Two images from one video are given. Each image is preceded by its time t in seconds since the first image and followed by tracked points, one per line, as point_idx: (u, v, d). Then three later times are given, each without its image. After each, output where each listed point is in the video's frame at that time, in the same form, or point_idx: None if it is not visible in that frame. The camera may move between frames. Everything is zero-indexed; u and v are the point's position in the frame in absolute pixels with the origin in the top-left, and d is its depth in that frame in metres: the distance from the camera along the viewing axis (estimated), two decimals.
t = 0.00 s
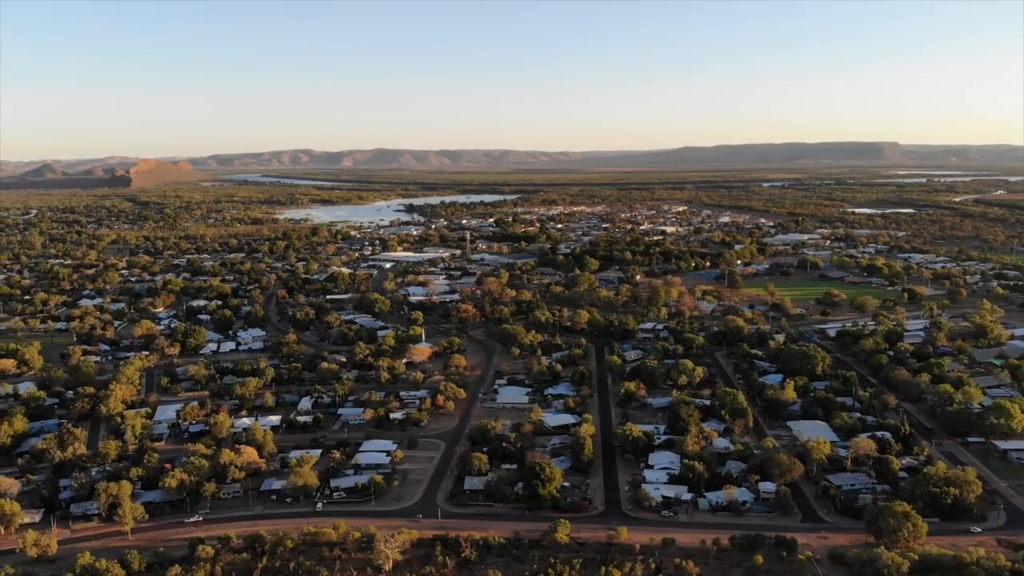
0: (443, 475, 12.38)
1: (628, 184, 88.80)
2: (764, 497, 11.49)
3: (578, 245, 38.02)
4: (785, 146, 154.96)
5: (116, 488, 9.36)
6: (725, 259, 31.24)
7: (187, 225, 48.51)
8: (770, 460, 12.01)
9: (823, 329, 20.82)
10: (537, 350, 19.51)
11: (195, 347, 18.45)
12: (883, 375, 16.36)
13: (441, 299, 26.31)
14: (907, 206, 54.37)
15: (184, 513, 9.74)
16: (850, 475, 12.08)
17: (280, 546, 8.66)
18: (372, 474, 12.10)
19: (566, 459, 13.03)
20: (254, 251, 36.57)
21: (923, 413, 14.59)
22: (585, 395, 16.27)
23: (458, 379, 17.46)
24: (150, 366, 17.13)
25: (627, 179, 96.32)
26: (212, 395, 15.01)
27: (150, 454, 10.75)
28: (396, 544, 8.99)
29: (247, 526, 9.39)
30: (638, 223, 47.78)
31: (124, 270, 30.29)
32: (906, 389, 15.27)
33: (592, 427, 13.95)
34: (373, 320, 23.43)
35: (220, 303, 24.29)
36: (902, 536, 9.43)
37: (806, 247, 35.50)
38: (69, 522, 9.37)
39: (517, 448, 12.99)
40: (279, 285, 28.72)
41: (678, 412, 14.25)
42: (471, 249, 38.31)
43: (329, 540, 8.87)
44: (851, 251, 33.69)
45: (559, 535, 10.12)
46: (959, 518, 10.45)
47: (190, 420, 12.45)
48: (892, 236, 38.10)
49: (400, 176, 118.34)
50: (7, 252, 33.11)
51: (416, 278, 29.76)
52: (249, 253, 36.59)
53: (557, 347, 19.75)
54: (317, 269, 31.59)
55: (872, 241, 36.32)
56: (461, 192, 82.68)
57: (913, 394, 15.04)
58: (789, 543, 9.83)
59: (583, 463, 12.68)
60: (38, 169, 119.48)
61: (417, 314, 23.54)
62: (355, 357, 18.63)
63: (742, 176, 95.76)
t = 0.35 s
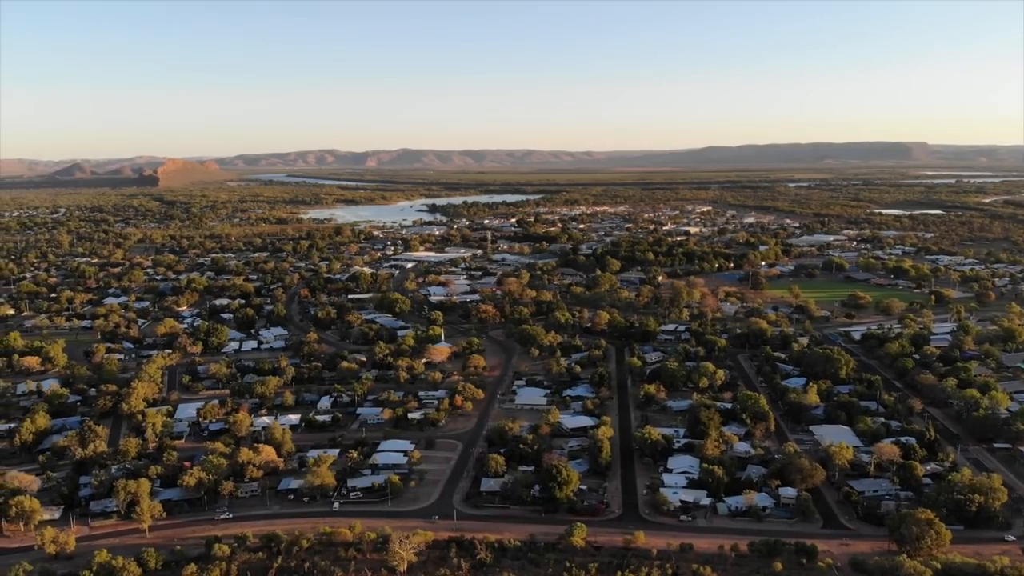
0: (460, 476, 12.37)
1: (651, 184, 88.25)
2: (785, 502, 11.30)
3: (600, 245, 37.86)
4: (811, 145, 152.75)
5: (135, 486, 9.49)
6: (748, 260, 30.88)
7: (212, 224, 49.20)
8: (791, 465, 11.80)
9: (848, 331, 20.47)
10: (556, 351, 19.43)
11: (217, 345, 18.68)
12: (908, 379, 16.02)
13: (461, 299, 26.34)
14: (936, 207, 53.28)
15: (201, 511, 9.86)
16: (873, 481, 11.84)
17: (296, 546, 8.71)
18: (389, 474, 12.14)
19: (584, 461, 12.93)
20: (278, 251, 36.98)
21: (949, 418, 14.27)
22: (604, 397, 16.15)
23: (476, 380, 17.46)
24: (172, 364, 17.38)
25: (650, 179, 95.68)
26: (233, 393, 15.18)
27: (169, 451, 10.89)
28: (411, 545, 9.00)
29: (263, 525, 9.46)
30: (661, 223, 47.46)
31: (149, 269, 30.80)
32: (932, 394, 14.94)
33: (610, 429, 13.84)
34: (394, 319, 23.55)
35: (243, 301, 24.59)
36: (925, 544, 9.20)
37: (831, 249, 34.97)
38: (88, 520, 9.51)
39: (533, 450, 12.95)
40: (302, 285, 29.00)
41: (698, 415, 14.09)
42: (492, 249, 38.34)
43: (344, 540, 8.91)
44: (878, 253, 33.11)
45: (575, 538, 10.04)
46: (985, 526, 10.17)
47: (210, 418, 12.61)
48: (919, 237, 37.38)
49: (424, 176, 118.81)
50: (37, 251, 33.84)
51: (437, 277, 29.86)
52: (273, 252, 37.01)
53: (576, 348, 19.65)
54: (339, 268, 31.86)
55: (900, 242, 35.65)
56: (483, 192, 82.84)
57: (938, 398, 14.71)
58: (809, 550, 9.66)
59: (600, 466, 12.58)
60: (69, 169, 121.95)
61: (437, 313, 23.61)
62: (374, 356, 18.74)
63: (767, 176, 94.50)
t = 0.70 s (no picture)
0: (476, 476, 12.37)
1: (673, 184, 87.64)
2: (804, 507, 11.13)
3: (620, 245, 37.66)
4: (835, 144, 150.57)
5: (152, 484, 9.60)
6: (771, 261, 30.52)
7: (235, 223, 49.78)
8: (811, 470, 11.61)
9: (870, 333, 20.13)
10: (574, 352, 19.35)
11: (237, 344, 18.87)
12: (932, 382, 15.72)
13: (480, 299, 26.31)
14: (964, 208, 52.23)
15: (217, 509, 9.96)
16: (894, 486, 11.62)
17: (310, 546, 8.76)
18: (405, 474, 12.17)
19: (600, 464, 12.84)
20: (299, 250, 37.31)
21: (973, 422, 13.97)
22: (622, 399, 16.03)
23: (493, 380, 17.44)
24: (193, 362, 17.61)
25: (671, 179, 95.05)
26: (252, 392, 15.34)
27: (187, 450, 11.02)
28: (425, 546, 9.01)
29: (279, 524, 9.54)
30: (683, 223, 47.08)
31: (172, 267, 31.23)
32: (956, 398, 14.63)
33: (627, 431, 13.73)
34: (412, 319, 23.62)
35: (264, 300, 24.83)
36: (946, 551, 9.01)
37: (855, 249, 34.44)
38: (106, 516, 9.64)
39: (549, 451, 12.89)
40: (322, 284, 29.21)
41: (717, 417, 13.92)
42: (512, 249, 38.33)
43: (358, 541, 8.95)
44: (903, 254, 32.54)
45: (590, 542, 9.98)
46: (1009, 533, 9.93)
47: (229, 416, 12.74)
48: (945, 238, 36.69)
49: (445, 176, 118.60)
50: (63, 249, 34.47)
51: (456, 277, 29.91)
52: (294, 251, 37.36)
53: (594, 349, 19.55)
54: (360, 267, 32.05)
55: (926, 243, 34.99)
56: (504, 192, 82.87)
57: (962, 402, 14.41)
58: (828, 557, 9.52)
59: (617, 469, 12.48)
60: (96, 168, 124.04)
61: (455, 313, 23.64)
62: (392, 356, 18.80)
63: (791, 175, 93.30)
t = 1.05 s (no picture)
0: (492, 477, 12.34)
1: (697, 184, 86.84)
2: (825, 513, 10.94)
3: (643, 245, 37.39)
4: (862, 144, 148.05)
5: (170, 481, 9.73)
6: (796, 261, 30.07)
7: (259, 222, 50.35)
8: (833, 475, 11.40)
9: (897, 336, 19.73)
10: (593, 353, 19.25)
11: (259, 342, 19.08)
12: (959, 387, 15.35)
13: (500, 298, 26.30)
14: (996, 208, 51.01)
15: (235, 507, 10.06)
16: (917, 492, 11.38)
17: (325, 545, 8.80)
18: (422, 474, 12.18)
19: (618, 466, 12.73)
20: (322, 249, 37.63)
21: (1001, 428, 13.63)
22: (641, 401, 15.88)
23: (512, 380, 17.40)
24: (215, 360, 17.84)
25: (695, 179, 94.23)
26: (272, 390, 15.50)
27: (206, 448, 11.15)
28: (440, 547, 9.01)
29: (295, 523, 9.60)
30: (706, 223, 46.61)
31: (197, 266, 31.69)
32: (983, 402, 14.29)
33: (646, 434, 13.59)
34: (432, 318, 23.68)
35: (286, 299, 25.08)
36: (970, 560, 8.78)
37: (883, 250, 33.80)
38: (125, 513, 9.79)
39: (567, 453, 12.83)
40: (344, 283, 29.41)
41: (738, 421, 13.72)
42: (533, 249, 38.26)
43: (373, 541, 8.98)
44: (931, 255, 31.86)
45: (606, 545, 9.90)
46: None
47: (249, 414, 12.89)
48: (975, 240, 35.87)
49: (469, 176, 118.02)
50: (91, 247, 35.16)
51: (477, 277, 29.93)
52: (318, 250, 37.68)
53: (614, 350, 19.40)
54: (381, 267, 32.22)
55: (955, 245, 34.21)
56: (526, 191, 82.79)
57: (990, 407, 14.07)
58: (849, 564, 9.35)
59: (636, 472, 12.36)
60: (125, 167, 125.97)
61: (475, 313, 23.65)
62: (412, 355, 18.85)
63: (818, 175, 91.91)
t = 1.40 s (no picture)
0: (507, 479, 12.31)
1: (719, 184, 86.05)
2: (844, 519, 10.75)
3: (664, 246, 37.12)
4: (888, 145, 145.69)
5: (187, 480, 9.86)
6: (819, 263, 29.64)
7: (282, 222, 50.85)
8: (853, 480, 11.20)
9: (921, 339, 19.36)
10: (611, 355, 19.14)
11: (278, 341, 19.29)
12: (984, 391, 15.04)
13: (518, 299, 26.28)
14: None
15: (251, 506, 10.16)
16: (939, 498, 11.16)
17: (339, 546, 8.83)
18: (437, 475, 12.20)
19: (635, 470, 12.61)
20: (343, 249, 37.92)
21: None
22: (659, 404, 15.74)
23: (529, 381, 17.37)
24: (235, 359, 18.05)
25: (717, 180, 93.40)
26: (291, 389, 15.63)
27: (223, 447, 11.27)
28: (453, 549, 9.02)
29: (310, 523, 9.68)
30: (729, 223, 46.16)
31: (219, 265, 32.08)
32: (1008, 408, 13.99)
33: (663, 437, 13.46)
34: (451, 319, 23.72)
35: (306, 298, 25.28)
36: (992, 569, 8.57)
37: (908, 252, 33.21)
38: (142, 511, 9.91)
39: (583, 455, 12.76)
40: (364, 282, 29.60)
41: (757, 424, 13.54)
42: (553, 250, 38.20)
43: (388, 541, 9.02)
44: (958, 257, 31.23)
45: (621, 550, 9.80)
46: None
47: (266, 413, 13.02)
48: (1004, 241, 35.09)
49: (489, 176, 118.09)
50: (115, 246, 35.77)
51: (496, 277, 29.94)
52: (338, 250, 37.97)
53: (632, 352, 19.27)
54: (401, 267, 32.37)
55: (983, 246, 33.51)
56: (546, 192, 82.67)
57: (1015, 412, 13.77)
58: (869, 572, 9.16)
59: (652, 475, 12.24)
60: (151, 167, 127.90)
61: (493, 313, 23.65)
62: (430, 355, 18.90)
63: (843, 175, 90.66)
